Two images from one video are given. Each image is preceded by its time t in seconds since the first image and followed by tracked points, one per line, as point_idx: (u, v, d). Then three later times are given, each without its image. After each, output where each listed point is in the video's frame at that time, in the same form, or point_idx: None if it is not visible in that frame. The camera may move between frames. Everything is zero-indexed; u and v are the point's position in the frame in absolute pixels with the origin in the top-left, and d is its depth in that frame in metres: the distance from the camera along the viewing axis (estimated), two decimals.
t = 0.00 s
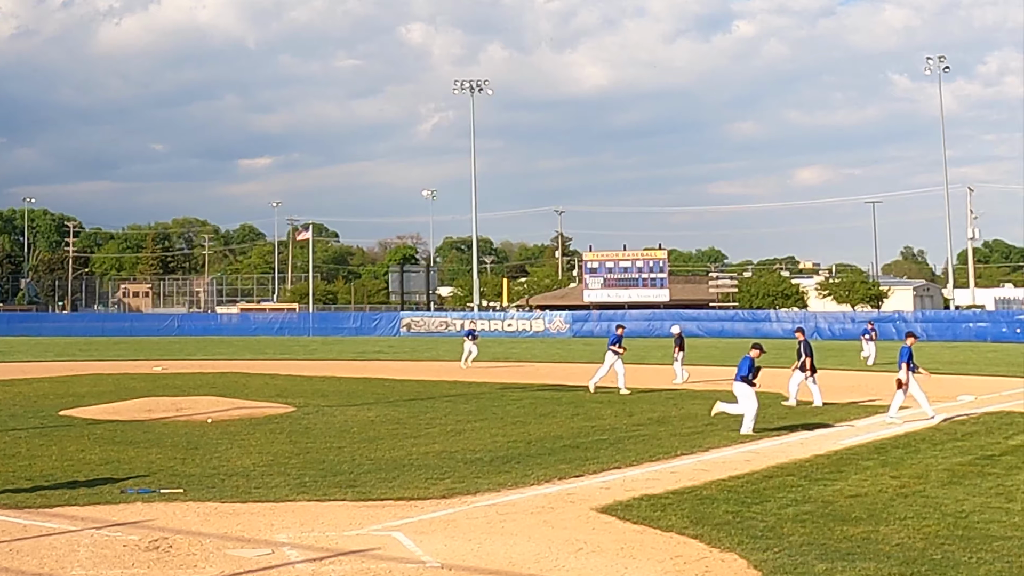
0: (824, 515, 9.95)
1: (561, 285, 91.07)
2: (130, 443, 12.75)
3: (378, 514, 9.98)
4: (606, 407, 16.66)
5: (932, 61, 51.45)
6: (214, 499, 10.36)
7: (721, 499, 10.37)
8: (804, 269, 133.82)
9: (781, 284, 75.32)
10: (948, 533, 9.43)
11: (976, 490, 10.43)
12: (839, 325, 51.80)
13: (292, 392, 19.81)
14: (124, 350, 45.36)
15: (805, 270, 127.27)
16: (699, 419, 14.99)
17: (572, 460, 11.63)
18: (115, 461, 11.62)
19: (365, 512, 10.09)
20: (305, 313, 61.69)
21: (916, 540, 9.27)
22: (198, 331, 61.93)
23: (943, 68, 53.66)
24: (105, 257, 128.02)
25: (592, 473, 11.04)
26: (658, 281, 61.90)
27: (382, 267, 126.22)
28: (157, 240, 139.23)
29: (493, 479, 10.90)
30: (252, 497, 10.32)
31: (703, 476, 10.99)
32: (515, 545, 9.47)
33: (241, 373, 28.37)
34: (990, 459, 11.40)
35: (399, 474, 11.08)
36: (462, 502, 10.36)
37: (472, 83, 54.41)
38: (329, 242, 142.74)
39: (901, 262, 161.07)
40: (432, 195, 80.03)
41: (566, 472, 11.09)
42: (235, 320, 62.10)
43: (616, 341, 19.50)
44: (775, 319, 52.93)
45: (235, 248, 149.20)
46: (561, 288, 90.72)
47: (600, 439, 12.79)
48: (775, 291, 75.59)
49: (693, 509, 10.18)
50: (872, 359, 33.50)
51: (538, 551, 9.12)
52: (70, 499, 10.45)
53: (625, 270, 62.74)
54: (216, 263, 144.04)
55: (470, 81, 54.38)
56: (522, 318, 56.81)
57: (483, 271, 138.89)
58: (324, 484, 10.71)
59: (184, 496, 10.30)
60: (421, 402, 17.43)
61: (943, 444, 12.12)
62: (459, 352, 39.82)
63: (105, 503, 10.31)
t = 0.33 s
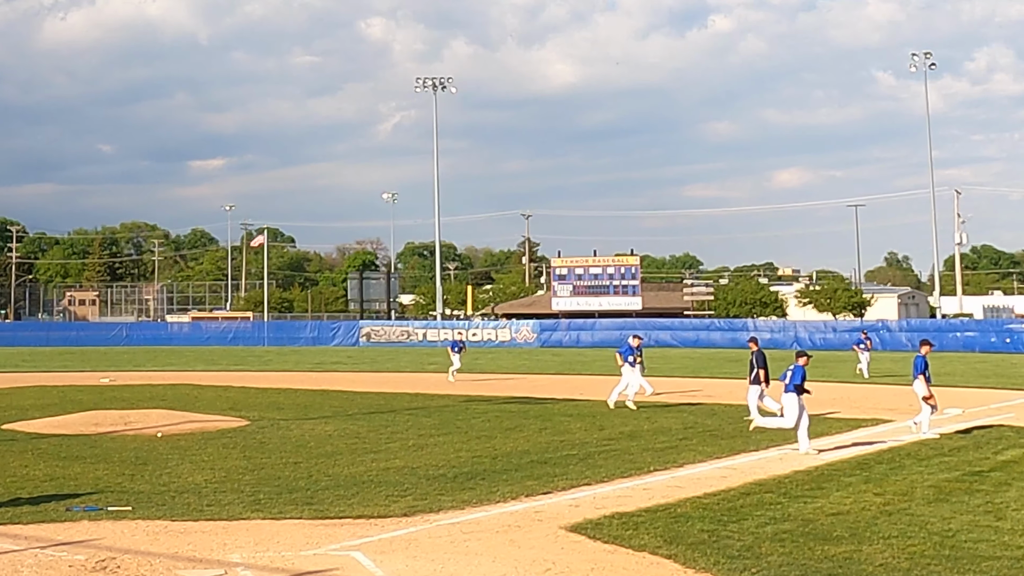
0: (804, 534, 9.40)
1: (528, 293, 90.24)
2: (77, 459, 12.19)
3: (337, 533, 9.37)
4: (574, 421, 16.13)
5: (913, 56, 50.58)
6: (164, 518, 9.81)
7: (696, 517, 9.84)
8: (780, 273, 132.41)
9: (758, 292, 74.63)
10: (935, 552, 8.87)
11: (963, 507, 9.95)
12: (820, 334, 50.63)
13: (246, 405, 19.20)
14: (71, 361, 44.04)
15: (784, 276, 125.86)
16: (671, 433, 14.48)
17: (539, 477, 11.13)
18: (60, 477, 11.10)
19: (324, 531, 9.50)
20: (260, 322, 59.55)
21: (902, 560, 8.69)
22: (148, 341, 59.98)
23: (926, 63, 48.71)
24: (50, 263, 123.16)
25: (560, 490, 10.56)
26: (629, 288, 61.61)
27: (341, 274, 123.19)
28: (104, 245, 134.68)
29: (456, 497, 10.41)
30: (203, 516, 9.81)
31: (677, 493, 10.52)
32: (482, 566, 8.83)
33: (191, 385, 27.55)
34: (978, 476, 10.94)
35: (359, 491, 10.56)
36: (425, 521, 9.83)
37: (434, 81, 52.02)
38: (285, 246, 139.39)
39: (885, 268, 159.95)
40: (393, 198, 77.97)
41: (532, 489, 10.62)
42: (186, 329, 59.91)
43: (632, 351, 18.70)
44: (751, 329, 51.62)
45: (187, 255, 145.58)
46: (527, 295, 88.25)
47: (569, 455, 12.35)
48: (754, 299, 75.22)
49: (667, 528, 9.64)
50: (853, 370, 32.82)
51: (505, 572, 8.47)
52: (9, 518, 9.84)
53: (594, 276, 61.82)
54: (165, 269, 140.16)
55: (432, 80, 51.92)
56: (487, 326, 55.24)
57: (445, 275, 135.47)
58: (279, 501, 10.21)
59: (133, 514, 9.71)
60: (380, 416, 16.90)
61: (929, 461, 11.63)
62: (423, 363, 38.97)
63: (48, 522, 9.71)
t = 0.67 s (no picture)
0: (782, 554, 8.81)
1: (489, 302, 89.21)
2: (18, 477, 11.62)
3: (292, 553, 8.76)
4: (540, 436, 15.63)
5: (896, 53, 49.88)
6: (109, 538, 9.23)
7: (667, 537, 9.27)
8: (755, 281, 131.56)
9: (734, 301, 73.42)
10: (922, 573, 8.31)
11: (949, 527, 9.44)
12: (798, 345, 50.01)
13: (196, 420, 18.57)
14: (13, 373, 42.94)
15: (760, 284, 125.10)
16: (641, 449, 13.98)
17: (502, 494, 10.61)
18: None
19: (277, 551, 8.89)
20: (211, 331, 58.68)
21: None
22: (92, 350, 59.75)
23: (913, 59, 48.05)
24: None
25: (525, 509, 10.06)
26: (598, 296, 61.03)
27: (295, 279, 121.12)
28: (48, 250, 131.60)
29: (417, 515, 9.88)
30: (149, 535, 9.27)
31: (648, 512, 10.02)
32: None
33: (135, 398, 26.74)
34: (965, 493, 10.46)
35: (315, 509, 10.02)
36: (383, 540, 9.25)
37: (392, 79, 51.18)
38: (237, 254, 137.10)
39: (866, 276, 158.78)
40: (350, 202, 76.98)
41: (497, 507, 10.11)
42: (131, 338, 59.42)
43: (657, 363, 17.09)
44: (724, 342, 51.27)
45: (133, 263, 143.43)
46: (489, 304, 86.96)
47: (534, 472, 11.87)
48: (728, 308, 73.84)
49: (637, 548, 9.07)
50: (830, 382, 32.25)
51: None
52: None
53: (561, 284, 61.30)
54: (111, 276, 137.91)
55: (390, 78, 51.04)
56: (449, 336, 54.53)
57: (404, 283, 133.30)
58: (231, 521, 9.66)
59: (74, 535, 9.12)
60: (336, 431, 16.38)
61: (915, 478, 11.15)
62: (383, 375, 38.26)
63: None
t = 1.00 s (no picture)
0: None
1: (449, 310, 88.18)
2: None
3: None
4: (502, 452, 15.14)
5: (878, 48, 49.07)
6: (48, 560, 8.67)
7: (636, 559, 8.74)
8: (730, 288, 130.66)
9: (708, 310, 72.23)
10: None
11: (934, 548, 8.93)
12: (775, 355, 49.49)
13: (141, 435, 17.92)
14: None
15: (735, 292, 124.16)
16: (610, 466, 13.50)
17: (462, 514, 10.14)
18: None
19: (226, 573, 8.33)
20: (155, 343, 58.25)
21: None
22: (33, 361, 59.56)
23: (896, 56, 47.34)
24: None
25: (486, 530, 9.57)
26: (564, 305, 60.44)
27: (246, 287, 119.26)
28: None
29: (373, 536, 9.40)
30: (91, 556, 8.74)
31: (617, 532, 9.56)
32: None
33: (77, 414, 25.97)
34: (952, 512, 10.02)
35: (268, 530, 9.52)
36: (338, 562, 8.70)
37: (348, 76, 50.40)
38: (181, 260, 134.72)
39: (847, 283, 157.75)
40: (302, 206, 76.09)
41: (457, 528, 9.63)
42: (71, 350, 59.25)
43: (681, 385, 16.16)
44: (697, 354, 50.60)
45: (73, 269, 140.99)
46: (448, 312, 86.18)
47: (496, 490, 11.41)
48: (702, 316, 72.71)
49: (605, 570, 8.53)
50: (808, 395, 31.63)
51: None
52: None
53: (525, 292, 60.83)
54: (53, 284, 135.69)
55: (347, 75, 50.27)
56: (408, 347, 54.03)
57: (360, 291, 131.91)
58: (176, 542, 9.15)
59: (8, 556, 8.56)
60: (289, 447, 15.83)
61: (898, 497, 10.73)
62: (337, 388, 37.53)
63: None
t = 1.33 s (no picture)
0: None
1: (413, 318, 87.58)
2: None
3: None
4: (469, 466, 14.78)
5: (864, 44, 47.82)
6: None
7: None
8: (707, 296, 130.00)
9: (683, 318, 72.62)
10: None
11: (922, 567, 8.54)
12: (753, 365, 49.10)
13: (89, 450, 17.42)
14: None
15: (712, 297, 123.33)
16: (582, 480, 13.14)
17: (425, 532, 9.77)
18: None
19: None
20: (106, 353, 57.70)
21: None
22: None
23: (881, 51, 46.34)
24: None
25: (450, 548, 9.17)
26: (533, 312, 60.16)
27: (201, 294, 117.51)
28: None
29: (333, 554, 9.01)
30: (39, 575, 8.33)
31: (588, 551, 9.16)
32: None
33: (23, 428, 25.31)
34: (939, 529, 9.67)
35: (224, 548, 9.13)
36: None
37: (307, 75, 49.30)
38: (135, 265, 132.74)
39: (828, 290, 157.21)
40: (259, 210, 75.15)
41: (421, 546, 9.25)
42: (19, 359, 58.36)
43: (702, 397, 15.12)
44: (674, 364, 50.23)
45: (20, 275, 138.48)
46: (411, 321, 85.48)
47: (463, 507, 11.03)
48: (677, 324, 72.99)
49: None
50: (786, 407, 31.22)
51: None
52: None
53: (492, 299, 60.28)
54: None
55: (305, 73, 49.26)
56: (372, 356, 53.74)
57: (322, 299, 130.68)
58: (128, 561, 8.76)
59: None
60: (248, 462, 15.39)
61: (882, 513, 10.38)
62: (296, 400, 36.88)
63: None
